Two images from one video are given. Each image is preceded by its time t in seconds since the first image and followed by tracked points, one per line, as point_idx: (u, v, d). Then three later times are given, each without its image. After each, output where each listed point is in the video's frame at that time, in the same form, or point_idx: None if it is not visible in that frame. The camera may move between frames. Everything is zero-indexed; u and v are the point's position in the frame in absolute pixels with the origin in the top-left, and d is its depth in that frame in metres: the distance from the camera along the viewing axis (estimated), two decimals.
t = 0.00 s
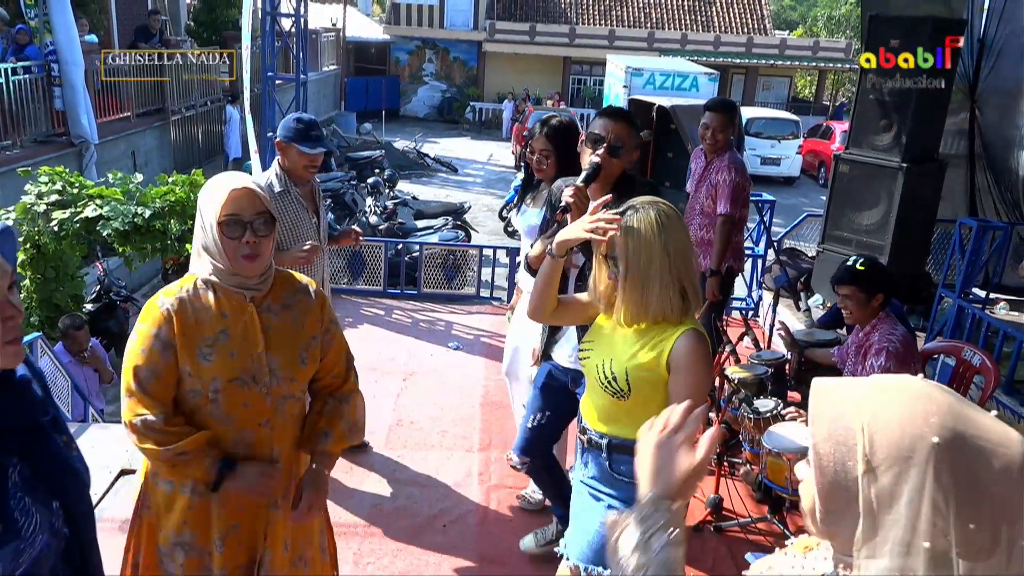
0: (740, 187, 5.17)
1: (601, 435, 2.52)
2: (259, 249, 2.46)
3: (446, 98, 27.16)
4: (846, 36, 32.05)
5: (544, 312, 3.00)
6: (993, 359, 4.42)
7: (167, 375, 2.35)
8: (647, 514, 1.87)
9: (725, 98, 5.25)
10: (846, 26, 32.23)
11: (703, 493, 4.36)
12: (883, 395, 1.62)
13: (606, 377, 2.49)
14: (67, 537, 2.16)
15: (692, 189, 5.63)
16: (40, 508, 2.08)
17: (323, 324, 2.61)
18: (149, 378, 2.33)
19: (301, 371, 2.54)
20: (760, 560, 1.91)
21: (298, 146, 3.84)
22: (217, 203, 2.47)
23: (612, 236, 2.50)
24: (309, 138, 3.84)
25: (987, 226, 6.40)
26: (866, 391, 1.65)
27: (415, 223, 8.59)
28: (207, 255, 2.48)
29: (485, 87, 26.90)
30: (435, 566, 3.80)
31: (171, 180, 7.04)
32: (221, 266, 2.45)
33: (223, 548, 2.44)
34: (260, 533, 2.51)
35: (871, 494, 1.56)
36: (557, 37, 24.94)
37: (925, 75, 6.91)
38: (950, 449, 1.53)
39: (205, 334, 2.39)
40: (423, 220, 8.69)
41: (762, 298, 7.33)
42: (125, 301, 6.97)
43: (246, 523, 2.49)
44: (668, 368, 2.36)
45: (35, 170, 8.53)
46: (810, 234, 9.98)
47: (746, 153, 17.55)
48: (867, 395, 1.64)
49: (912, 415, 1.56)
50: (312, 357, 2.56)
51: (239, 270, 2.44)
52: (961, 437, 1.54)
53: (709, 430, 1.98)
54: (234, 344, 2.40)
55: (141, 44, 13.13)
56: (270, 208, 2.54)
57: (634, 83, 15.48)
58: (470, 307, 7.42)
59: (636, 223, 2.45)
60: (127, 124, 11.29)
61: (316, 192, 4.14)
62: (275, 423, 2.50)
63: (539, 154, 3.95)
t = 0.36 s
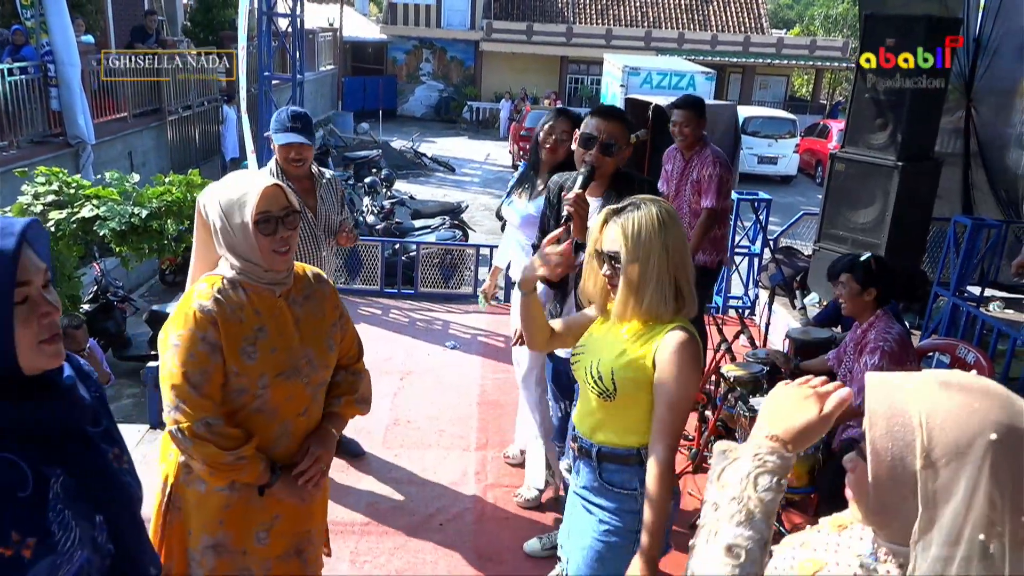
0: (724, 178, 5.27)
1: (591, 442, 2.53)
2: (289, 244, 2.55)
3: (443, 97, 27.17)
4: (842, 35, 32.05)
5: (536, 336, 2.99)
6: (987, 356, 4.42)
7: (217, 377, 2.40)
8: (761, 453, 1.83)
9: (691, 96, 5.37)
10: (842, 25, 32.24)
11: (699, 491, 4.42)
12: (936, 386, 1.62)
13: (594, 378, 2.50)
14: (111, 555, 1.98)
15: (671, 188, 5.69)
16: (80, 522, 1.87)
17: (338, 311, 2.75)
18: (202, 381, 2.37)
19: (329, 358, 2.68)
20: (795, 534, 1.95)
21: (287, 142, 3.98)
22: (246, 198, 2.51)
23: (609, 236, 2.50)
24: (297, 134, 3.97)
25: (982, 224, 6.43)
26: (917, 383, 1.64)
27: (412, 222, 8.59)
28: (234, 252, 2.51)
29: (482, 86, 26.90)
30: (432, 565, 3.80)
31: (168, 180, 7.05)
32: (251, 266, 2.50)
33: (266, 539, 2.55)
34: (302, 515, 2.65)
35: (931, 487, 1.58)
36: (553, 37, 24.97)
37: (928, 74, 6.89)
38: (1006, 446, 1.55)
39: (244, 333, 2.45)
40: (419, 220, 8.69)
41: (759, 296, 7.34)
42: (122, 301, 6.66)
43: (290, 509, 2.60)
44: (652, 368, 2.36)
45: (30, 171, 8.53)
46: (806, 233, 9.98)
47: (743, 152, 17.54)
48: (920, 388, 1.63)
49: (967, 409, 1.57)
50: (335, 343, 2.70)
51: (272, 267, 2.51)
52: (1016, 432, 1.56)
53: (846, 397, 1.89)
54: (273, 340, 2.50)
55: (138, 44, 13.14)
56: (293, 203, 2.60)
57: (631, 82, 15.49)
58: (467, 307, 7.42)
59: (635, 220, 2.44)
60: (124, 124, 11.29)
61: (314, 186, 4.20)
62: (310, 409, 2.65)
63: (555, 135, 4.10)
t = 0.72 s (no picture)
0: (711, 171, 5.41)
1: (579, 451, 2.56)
2: (295, 247, 2.55)
3: (435, 99, 27.19)
4: (834, 36, 32.17)
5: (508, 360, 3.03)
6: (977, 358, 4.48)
7: (223, 382, 2.39)
8: (773, 444, 1.86)
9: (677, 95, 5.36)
10: (833, 26, 32.37)
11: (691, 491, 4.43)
12: (920, 367, 1.71)
13: (575, 386, 2.57)
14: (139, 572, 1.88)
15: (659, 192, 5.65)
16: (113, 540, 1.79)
17: (350, 310, 2.71)
18: (208, 386, 2.36)
19: (341, 358, 2.64)
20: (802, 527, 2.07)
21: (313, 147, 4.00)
22: (252, 202, 2.53)
23: (592, 253, 2.51)
24: (316, 138, 3.98)
25: (971, 225, 6.48)
26: (904, 365, 1.73)
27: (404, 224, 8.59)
28: (242, 257, 2.51)
29: (475, 87, 26.94)
30: (424, 566, 3.78)
31: (159, 181, 7.03)
32: (259, 269, 2.50)
33: (288, 535, 2.53)
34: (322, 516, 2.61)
35: (919, 457, 1.66)
36: (546, 38, 25.02)
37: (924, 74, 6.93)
38: (987, 415, 1.62)
39: (252, 335, 2.44)
40: (412, 221, 8.70)
41: (751, 297, 7.35)
42: (114, 304, 6.55)
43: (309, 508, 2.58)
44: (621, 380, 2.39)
45: (20, 173, 8.50)
46: (797, 234, 10.01)
47: (735, 153, 17.57)
48: (908, 368, 1.73)
49: (951, 384, 1.65)
50: (346, 343, 2.67)
51: (277, 271, 2.51)
52: (995, 403, 1.63)
53: (845, 386, 2.00)
54: (281, 341, 2.48)
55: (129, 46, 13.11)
56: (301, 206, 2.62)
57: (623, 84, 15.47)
58: (460, 308, 7.42)
59: (614, 231, 2.46)
60: (115, 126, 11.26)
61: (334, 190, 4.23)
62: (321, 410, 2.61)
63: (522, 137, 4.14)
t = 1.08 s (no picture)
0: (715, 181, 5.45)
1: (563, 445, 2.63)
2: (282, 263, 2.52)
3: (426, 103, 27.18)
4: (823, 41, 32.33)
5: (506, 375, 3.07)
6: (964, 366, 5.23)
7: (190, 394, 2.39)
8: (728, 424, 1.90)
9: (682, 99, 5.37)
10: (823, 31, 32.51)
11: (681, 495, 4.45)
12: (890, 346, 1.78)
13: (558, 386, 2.59)
14: (179, 543, 1.93)
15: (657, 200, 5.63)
16: (153, 514, 1.84)
17: (342, 332, 2.65)
18: (172, 398, 2.37)
19: (322, 381, 2.59)
20: (758, 521, 2.16)
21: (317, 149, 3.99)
22: (240, 214, 2.51)
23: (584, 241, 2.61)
24: (316, 141, 3.99)
25: (957, 230, 6.55)
26: (874, 346, 1.80)
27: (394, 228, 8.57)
28: (228, 268, 2.51)
29: (465, 92, 27.03)
30: (414, 572, 3.78)
31: (149, 186, 6.98)
32: (245, 283, 2.49)
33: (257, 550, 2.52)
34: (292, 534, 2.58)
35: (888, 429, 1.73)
36: (536, 43, 25.08)
37: (921, 74, 6.97)
38: (949, 392, 1.69)
39: (225, 350, 2.43)
40: (402, 225, 8.69)
41: (740, 301, 7.38)
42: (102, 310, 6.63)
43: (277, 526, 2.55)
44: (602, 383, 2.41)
45: (6, 177, 8.46)
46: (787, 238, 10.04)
47: (725, 157, 17.63)
48: (879, 346, 1.79)
49: (913, 361, 1.73)
50: (330, 365, 2.61)
51: (260, 286, 2.50)
52: (957, 380, 1.71)
53: (798, 366, 2.02)
54: (255, 359, 2.46)
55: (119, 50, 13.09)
56: (292, 221, 2.59)
57: (614, 88, 15.51)
58: (450, 312, 7.41)
59: (609, 227, 2.53)
60: (104, 130, 11.22)
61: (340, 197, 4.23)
62: (298, 431, 2.55)
63: (517, 148, 4.16)
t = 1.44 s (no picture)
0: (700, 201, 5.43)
1: (559, 465, 2.66)
2: (257, 299, 2.57)
3: (416, 120, 27.20)
4: (809, 61, 32.65)
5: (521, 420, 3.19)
6: (950, 383, 5.66)
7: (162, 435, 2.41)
8: (651, 466, 1.93)
9: (659, 117, 5.50)
10: (808, 51, 32.88)
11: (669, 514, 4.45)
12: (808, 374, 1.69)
13: (555, 409, 2.61)
14: (189, 563, 2.02)
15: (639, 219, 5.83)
16: (164, 534, 1.92)
17: (315, 366, 2.72)
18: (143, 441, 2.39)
19: (296, 418, 2.65)
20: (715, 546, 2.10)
21: (307, 175, 4.04)
22: (214, 245, 2.55)
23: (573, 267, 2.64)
24: (307, 167, 4.05)
25: (943, 247, 6.63)
26: (793, 377, 1.70)
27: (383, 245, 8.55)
28: (200, 304, 2.55)
29: (455, 109, 27.08)
30: None
31: (135, 203, 6.95)
32: (218, 318, 2.54)
33: None
34: None
35: (799, 463, 1.64)
36: (525, 61, 25.22)
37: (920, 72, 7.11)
38: (865, 421, 1.61)
39: (199, 389, 2.48)
40: (391, 242, 8.67)
41: (728, 319, 7.40)
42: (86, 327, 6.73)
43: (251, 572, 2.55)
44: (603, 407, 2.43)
45: None
46: (774, 256, 10.09)
47: (713, 175, 17.74)
48: (798, 376, 1.70)
49: (837, 391, 1.64)
50: (304, 401, 2.68)
51: (234, 322, 2.54)
52: (874, 411, 1.62)
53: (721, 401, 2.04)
54: (230, 397, 2.50)
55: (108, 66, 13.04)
56: (268, 255, 2.65)
57: (602, 107, 15.63)
58: (439, 330, 7.40)
59: (598, 252, 2.57)
60: (91, 146, 11.17)
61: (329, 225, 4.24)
62: (274, 472, 2.58)
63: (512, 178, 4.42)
